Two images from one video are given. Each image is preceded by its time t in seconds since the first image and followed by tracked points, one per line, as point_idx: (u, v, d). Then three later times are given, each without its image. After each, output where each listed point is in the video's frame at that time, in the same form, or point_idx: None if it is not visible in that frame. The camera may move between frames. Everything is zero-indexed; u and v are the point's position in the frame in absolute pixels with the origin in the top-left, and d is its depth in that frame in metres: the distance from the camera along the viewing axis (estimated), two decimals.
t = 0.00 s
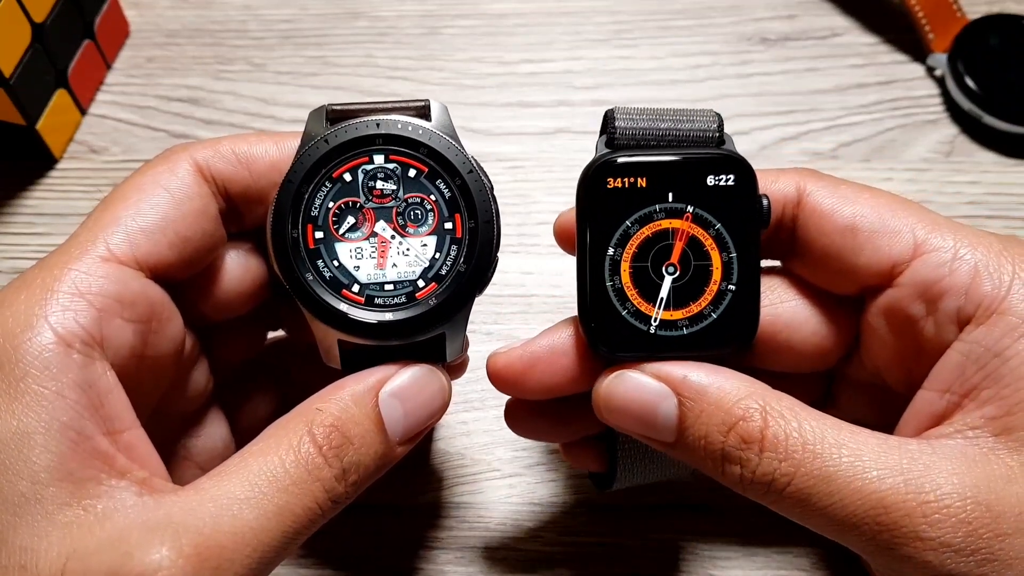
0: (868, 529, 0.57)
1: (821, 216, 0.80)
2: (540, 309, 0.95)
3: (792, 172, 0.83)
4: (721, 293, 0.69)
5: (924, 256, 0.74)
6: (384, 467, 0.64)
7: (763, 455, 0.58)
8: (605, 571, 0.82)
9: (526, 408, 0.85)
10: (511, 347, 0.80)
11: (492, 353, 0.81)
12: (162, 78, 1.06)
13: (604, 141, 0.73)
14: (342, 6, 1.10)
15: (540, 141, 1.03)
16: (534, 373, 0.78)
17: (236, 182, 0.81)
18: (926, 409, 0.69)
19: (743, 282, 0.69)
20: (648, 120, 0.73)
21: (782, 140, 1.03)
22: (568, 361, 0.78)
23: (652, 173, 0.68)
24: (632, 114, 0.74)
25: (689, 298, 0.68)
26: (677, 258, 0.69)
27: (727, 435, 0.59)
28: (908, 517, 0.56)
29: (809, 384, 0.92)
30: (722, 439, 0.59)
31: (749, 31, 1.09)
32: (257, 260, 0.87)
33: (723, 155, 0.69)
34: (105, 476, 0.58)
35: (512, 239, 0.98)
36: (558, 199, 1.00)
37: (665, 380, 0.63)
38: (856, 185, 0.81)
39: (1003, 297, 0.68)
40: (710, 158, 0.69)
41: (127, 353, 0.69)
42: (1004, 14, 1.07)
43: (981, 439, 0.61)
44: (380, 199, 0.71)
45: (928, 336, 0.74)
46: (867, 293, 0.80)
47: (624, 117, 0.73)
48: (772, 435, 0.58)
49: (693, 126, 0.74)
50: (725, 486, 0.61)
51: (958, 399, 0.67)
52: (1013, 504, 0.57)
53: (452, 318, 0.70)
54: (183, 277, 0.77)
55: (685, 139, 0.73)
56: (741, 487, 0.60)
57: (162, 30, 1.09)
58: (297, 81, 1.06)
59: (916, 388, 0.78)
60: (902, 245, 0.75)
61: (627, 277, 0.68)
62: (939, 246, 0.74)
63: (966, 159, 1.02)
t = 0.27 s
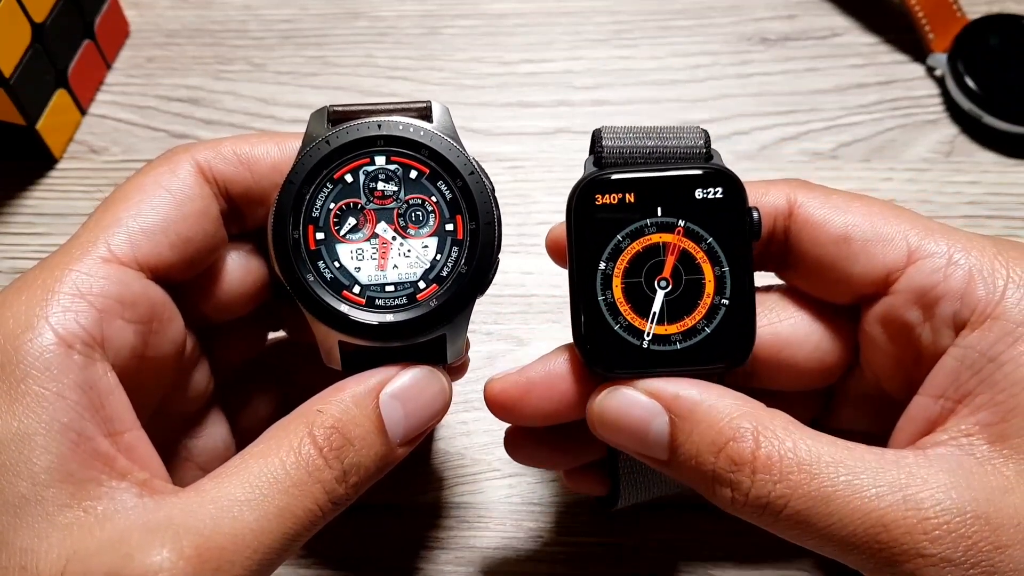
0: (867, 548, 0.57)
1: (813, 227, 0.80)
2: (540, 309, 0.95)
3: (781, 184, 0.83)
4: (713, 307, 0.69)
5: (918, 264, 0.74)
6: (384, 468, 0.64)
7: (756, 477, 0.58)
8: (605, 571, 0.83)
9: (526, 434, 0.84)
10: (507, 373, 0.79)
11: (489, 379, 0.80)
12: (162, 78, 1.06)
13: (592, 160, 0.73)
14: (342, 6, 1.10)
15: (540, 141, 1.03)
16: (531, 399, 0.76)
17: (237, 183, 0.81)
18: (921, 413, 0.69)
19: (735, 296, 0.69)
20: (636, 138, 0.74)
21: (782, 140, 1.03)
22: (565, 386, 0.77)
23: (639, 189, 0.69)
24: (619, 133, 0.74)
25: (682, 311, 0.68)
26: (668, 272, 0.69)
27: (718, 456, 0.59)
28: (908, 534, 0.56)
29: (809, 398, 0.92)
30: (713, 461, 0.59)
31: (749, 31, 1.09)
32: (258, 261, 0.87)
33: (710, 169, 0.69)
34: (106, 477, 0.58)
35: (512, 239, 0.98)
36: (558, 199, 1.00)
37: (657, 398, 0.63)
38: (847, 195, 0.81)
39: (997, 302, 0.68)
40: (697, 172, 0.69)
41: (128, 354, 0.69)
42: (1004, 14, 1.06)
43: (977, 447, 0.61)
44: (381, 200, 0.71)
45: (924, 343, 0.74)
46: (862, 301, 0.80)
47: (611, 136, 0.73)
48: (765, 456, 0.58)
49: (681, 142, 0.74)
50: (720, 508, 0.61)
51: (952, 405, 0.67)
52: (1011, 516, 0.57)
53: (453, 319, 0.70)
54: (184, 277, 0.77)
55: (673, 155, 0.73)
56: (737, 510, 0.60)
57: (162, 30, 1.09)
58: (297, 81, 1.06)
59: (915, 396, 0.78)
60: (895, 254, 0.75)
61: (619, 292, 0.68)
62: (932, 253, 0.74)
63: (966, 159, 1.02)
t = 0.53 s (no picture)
0: (866, 548, 0.57)
1: (810, 228, 0.80)
2: (540, 309, 0.95)
3: (778, 186, 0.83)
4: (711, 308, 0.69)
5: (915, 264, 0.74)
6: (386, 471, 0.64)
7: (754, 478, 0.58)
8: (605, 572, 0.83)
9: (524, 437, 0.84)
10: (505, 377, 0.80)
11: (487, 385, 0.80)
12: (162, 78, 1.06)
13: (589, 162, 0.74)
14: (342, 6, 1.10)
15: (540, 141, 1.03)
16: (528, 402, 0.77)
17: (239, 185, 0.81)
18: (918, 415, 0.69)
19: (732, 297, 0.69)
20: (633, 139, 0.74)
21: (782, 140, 1.03)
22: (563, 389, 0.77)
23: (636, 191, 0.69)
24: (616, 134, 0.74)
25: (680, 312, 0.69)
26: (666, 274, 0.69)
27: (716, 457, 0.59)
28: (906, 534, 0.57)
29: (808, 402, 0.91)
30: (711, 461, 0.60)
31: (749, 31, 1.09)
32: (259, 263, 0.87)
33: (706, 171, 0.69)
34: (108, 480, 0.59)
35: (512, 240, 0.98)
36: (558, 199, 1.00)
37: (655, 400, 0.63)
38: (844, 195, 0.81)
39: (994, 302, 0.68)
40: (694, 173, 0.69)
41: (131, 356, 0.69)
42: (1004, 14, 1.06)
43: (974, 447, 0.61)
44: (384, 203, 0.72)
45: (922, 344, 0.74)
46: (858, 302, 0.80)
47: (608, 138, 0.74)
48: (763, 457, 0.59)
49: (678, 143, 0.74)
50: (718, 509, 0.61)
51: (949, 406, 0.67)
52: (1009, 516, 0.57)
53: (455, 322, 0.70)
54: (185, 279, 0.77)
55: (670, 156, 0.73)
56: (735, 511, 0.60)
57: (162, 30, 1.09)
58: (297, 81, 1.06)
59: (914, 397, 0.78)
60: (892, 254, 0.75)
61: (617, 293, 0.69)
62: (930, 252, 0.74)
63: (966, 159, 1.02)
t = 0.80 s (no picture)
0: (865, 548, 0.57)
1: (809, 227, 0.80)
2: (540, 309, 0.95)
3: (778, 184, 0.83)
4: (711, 307, 0.69)
5: (914, 264, 0.74)
6: (388, 471, 0.64)
7: (753, 476, 0.58)
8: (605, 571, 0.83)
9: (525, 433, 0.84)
10: (506, 375, 0.79)
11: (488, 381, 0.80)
12: (162, 78, 1.06)
13: (588, 161, 0.73)
14: (342, 6, 1.10)
15: (540, 141, 1.03)
16: (529, 401, 0.77)
17: (242, 185, 0.82)
18: (917, 414, 0.69)
19: (733, 296, 0.69)
20: (632, 138, 0.73)
21: (782, 140, 1.03)
22: (564, 387, 0.77)
23: (637, 189, 0.69)
24: (615, 133, 0.74)
25: (681, 311, 0.69)
26: (666, 272, 0.69)
27: (716, 455, 0.59)
28: (906, 534, 0.56)
29: (807, 399, 0.91)
30: (711, 459, 0.60)
31: (749, 31, 1.09)
32: (261, 264, 0.87)
33: (707, 169, 0.69)
34: (110, 479, 0.59)
35: (512, 239, 0.98)
36: (558, 199, 1.00)
37: (655, 398, 0.63)
38: (843, 195, 0.81)
39: (993, 301, 0.68)
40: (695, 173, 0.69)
41: (133, 356, 0.69)
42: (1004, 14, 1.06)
43: (973, 446, 0.61)
44: (386, 204, 0.72)
45: (921, 343, 0.74)
46: (858, 300, 0.80)
47: (607, 137, 0.73)
48: (761, 456, 0.58)
49: (677, 143, 0.74)
50: (717, 508, 0.61)
51: (949, 405, 0.67)
52: (1009, 516, 0.57)
53: (457, 324, 0.70)
54: (188, 279, 0.77)
55: (669, 156, 0.73)
56: (734, 510, 0.60)
57: (162, 30, 1.09)
58: (297, 81, 1.06)
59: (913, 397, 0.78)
60: (891, 253, 0.75)
61: (618, 291, 0.68)
62: (929, 252, 0.74)
63: (966, 159, 1.02)
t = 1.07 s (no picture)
0: (867, 540, 0.57)
1: (817, 221, 0.80)
2: (540, 309, 0.95)
3: (787, 177, 0.83)
4: (718, 302, 0.69)
5: (920, 260, 0.74)
6: (389, 472, 0.64)
7: (756, 467, 0.58)
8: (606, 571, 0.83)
9: (529, 419, 0.84)
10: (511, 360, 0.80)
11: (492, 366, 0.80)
12: (162, 78, 1.06)
13: (599, 151, 0.73)
14: (342, 6, 1.10)
15: (540, 141, 1.03)
16: (533, 387, 0.77)
17: (244, 186, 0.82)
18: (921, 411, 0.69)
19: (739, 291, 0.69)
20: (644, 129, 0.74)
21: (782, 140, 1.03)
22: (568, 374, 0.77)
23: (647, 182, 0.68)
24: (627, 124, 0.74)
25: (687, 305, 0.69)
26: (674, 266, 0.69)
27: (720, 446, 0.59)
28: (908, 527, 0.57)
29: (808, 393, 0.91)
30: (714, 450, 0.60)
31: (749, 31, 1.09)
32: (263, 264, 0.87)
33: (717, 163, 0.69)
34: (111, 480, 0.59)
35: (512, 239, 0.98)
36: (558, 199, 1.00)
37: (660, 389, 0.64)
38: (852, 189, 0.81)
39: (999, 300, 0.68)
40: (706, 166, 0.69)
41: (134, 355, 0.69)
42: (1005, 14, 1.06)
43: (978, 443, 0.61)
44: (388, 204, 0.71)
45: (925, 338, 0.74)
46: (863, 295, 0.80)
47: (619, 127, 0.73)
48: (766, 446, 0.58)
49: (688, 134, 0.74)
50: (720, 498, 0.61)
51: (954, 402, 0.67)
52: (1012, 511, 0.57)
53: (458, 324, 0.70)
54: (191, 279, 0.77)
55: (680, 148, 0.73)
56: (736, 500, 0.60)
57: (162, 30, 1.09)
58: (297, 81, 1.06)
59: (915, 394, 0.79)
60: (898, 249, 0.75)
61: (625, 284, 0.69)
62: (936, 249, 0.74)
63: (966, 159, 1.02)
